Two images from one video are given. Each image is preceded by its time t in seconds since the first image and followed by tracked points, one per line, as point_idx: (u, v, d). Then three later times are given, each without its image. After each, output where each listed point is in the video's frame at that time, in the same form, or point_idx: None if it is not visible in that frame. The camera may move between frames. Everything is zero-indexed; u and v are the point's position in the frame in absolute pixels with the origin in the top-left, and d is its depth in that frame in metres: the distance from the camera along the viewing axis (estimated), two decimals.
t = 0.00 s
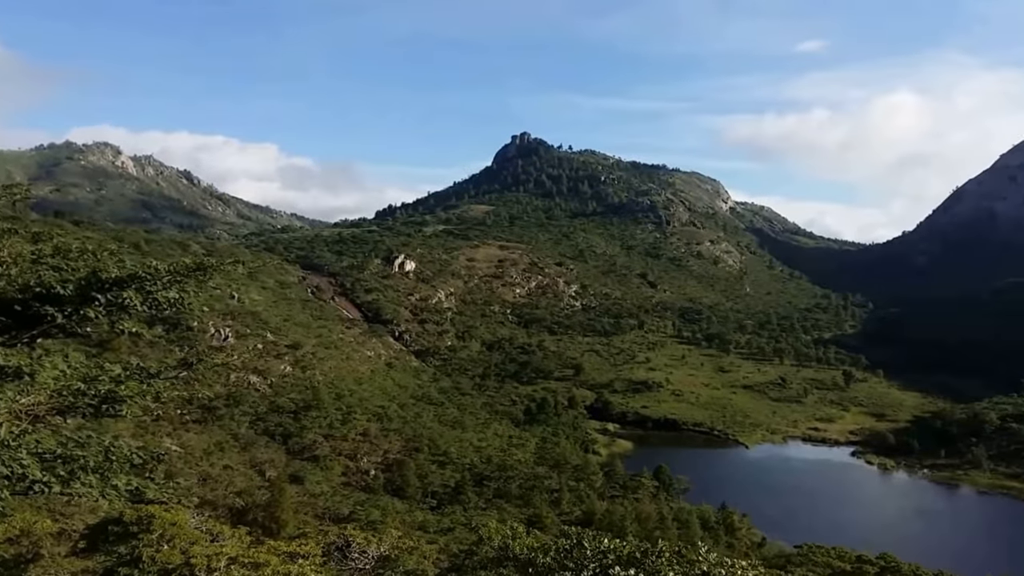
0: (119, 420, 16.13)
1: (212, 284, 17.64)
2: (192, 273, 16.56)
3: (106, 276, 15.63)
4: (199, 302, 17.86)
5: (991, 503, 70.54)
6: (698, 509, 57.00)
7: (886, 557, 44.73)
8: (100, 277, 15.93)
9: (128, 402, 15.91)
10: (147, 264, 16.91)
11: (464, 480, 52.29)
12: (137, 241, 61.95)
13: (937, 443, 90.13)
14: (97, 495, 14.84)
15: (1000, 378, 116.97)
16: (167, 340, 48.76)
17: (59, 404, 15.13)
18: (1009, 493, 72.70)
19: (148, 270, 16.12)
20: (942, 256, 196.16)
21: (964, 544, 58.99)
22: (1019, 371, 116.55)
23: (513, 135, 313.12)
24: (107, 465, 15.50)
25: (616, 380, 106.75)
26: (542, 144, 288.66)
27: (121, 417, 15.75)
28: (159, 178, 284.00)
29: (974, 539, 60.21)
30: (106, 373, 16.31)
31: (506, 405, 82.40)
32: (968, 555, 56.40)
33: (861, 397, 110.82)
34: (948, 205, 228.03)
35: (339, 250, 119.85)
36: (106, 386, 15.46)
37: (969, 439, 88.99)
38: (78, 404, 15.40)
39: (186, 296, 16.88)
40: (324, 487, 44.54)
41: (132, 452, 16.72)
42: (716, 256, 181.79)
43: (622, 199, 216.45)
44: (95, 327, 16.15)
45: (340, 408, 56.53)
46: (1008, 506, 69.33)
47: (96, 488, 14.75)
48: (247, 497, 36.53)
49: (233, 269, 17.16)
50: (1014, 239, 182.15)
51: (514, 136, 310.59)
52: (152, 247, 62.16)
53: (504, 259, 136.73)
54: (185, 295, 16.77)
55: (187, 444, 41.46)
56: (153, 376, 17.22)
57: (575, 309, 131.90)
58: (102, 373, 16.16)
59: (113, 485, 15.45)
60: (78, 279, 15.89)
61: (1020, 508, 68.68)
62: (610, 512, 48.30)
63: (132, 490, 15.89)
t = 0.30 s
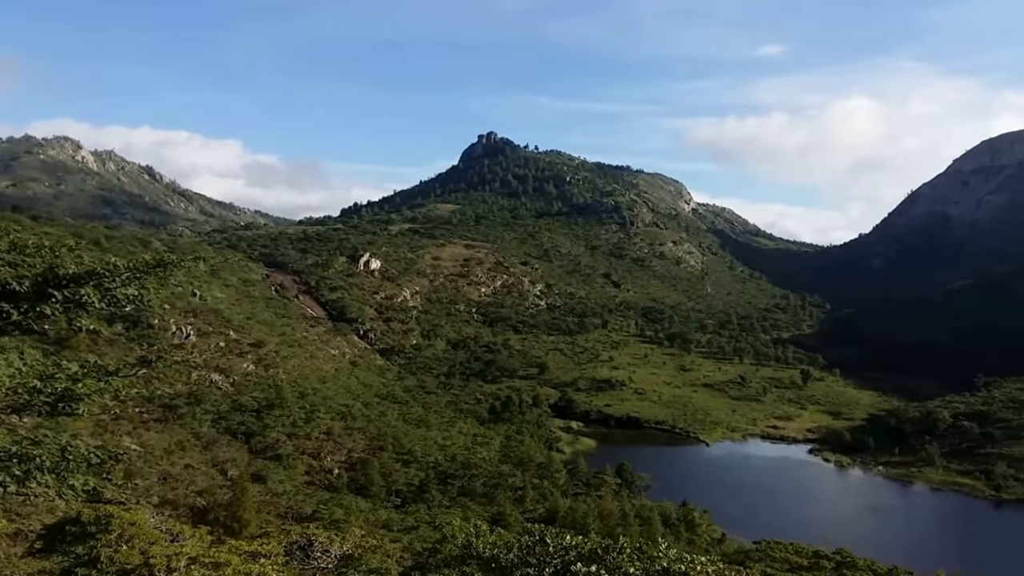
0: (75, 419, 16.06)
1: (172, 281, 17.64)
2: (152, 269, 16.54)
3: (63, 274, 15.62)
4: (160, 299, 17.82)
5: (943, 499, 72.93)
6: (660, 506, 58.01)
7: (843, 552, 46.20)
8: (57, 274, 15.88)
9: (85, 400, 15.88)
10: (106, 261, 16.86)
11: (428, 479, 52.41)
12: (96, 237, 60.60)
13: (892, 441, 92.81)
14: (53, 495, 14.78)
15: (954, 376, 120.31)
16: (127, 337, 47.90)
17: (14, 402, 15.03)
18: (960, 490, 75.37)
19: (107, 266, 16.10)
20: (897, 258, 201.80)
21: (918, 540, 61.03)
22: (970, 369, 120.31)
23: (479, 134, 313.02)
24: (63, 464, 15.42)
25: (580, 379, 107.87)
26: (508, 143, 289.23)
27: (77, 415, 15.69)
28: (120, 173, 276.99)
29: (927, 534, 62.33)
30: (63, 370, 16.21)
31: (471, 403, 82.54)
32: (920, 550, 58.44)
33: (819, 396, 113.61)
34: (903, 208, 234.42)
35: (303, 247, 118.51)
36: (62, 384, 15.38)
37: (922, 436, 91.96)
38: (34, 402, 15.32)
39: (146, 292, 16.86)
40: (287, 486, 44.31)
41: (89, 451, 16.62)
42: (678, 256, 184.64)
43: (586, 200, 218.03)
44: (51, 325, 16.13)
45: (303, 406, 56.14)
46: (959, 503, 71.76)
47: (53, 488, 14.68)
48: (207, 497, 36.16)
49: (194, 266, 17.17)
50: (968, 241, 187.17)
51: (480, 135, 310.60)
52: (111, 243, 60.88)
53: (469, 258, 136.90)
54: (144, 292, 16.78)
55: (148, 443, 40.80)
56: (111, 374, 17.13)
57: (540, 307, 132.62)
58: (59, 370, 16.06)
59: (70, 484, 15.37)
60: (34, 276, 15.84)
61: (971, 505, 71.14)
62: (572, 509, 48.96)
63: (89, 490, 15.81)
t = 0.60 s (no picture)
0: (29, 417, 16.09)
1: (130, 280, 17.69)
2: (110, 266, 16.59)
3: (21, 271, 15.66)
4: (117, 296, 17.86)
5: (897, 495, 75.13)
6: (622, 503, 59.11)
7: (800, 549, 47.52)
8: (13, 271, 15.92)
9: (41, 398, 15.98)
10: (63, 259, 16.86)
11: (391, 478, 52.49)
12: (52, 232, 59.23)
13: (849, 439, 94.97)
14: (10, 493, 14.86)
15: (911, 374, 123.66)
16: (85, 335, 47.05)
17: None
18: (918, 488, 76.71)
19: (65, 265, 16.18)
20: (852, 259, 207.25)
21: (873, 536, 62.91)
22: (926, 368, 123.44)
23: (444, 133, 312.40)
24: (19, 462, 15.44)
25: (544, 378, 108.79)
26: (473, 142, 289.37)
27: (33, 413, 15.73)
28: (78, 168, 269.74)
29: (882, 530, 64.29)
30: (19, 367, 16.21)
31: (435, 402, 82.62)
32: (874, 546, 60.30)
33: (778, 395, 116.32)
34: (862, 210, 239.90)
35: (266, 245, 117.03)
36: (19, 382, 15.46)
37: (878, 434, 93.90)
38: None
39: (105, 288, 16.93)
40: (249, 485, 44.08)
41: (46, 451, 16.64)
42: (641, 256, 187.07)
43: (550, 199, 219.16)
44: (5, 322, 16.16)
45: (265, 404, 55.76)
46: (913, 498, 73.96)
47: (11, 485, 14.80)
48: (169, 496, 35.96)
49: (153, 264, 17.24)
50: (925, 243, 192.17)
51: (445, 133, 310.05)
52: (68, 238, 59.55)
53: (433, 256, 136.84)
54: (102, 290, 16.83)
55: (107, 441, 40.18)
56: (68, 373, 17.15)
57: (504, 306, 133.17)
58: (17, 368, 16.06)
59: (26, 484, 15.37)
60: None
61: (924, 499, 73.31)
62: (535, 507, 49.58)
63: (46, 489, 15.87)
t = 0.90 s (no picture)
0: None
1: (89, 276, 17.66)
2: (68, 263, 16.52)
3: None
4: (75, 293, 17.82)
5: (853, 493, 77.37)
6: (584, 501, 59.99)
7: (760, 546, 48.88)
8: None
9: None
10: (22, 256, 16.79)
11: (354, 477, 52.44)
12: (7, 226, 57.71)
13: (808, 437, 97.31)
14: None
15: (868, 374, 127.10)
16: (43, 332, 46.07)
17: None
18: (875, 486, 78.97)
19: (22, 264, 16.15)
20: (811, 261, 212.30)
21: (830, 533, 64.85)
22: (882, 367, 126.97)
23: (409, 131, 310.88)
24: None
25: (507, 376, 109.42)
26: (438, 141, 288.65)
27: None
28: (36, 163, 262.00)
29: (838, 528, 66.28)
30: None
31: (399, 401, 82.52)
32: (831, 543, 62.19)
33: (738, 393, 118.82)
34: (822, 213, 245.41)
35: (228, 242, 115.27)
36: None
37: (836, 432, 96.32)
38: None
39: (63, 285, 16.95)
40: (210, 484, 43.70)
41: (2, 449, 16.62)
42: (604, 256, 188.98)
43: (515, 199, 219.78)
44: None
45: (227, 403, 55.24)
46: (868, 495, 76.27)
47: None
48: (128, 496, 35.57)
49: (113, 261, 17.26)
50: (880, 246, 197.84)
51: (410, 131, 308.57)
52: (23, 233, 58.06)
53: (398, 255, 136.35)
54: (61, 287, 16.82)
55: (65, 440, 39.47)
56: (26, 372, 17.16)
57: (468, 305, 133.45)
58: None
59: None
60: None
61: (878, 497, 75.67)
62: (498, 506, 50.06)
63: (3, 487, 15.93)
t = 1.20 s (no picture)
0: None
1: (48, 271, 17.63)
2: (29, 261, 16.54)
3: None
4: (33, 290, 17.79)
5: (811, 491, 79.47)
6: (547, 500, 60.64)
7: (719, 544, 50.13)
8: None
9: None
10: None
11: (317, 477, 52.20)
12: None
13: (768, 436, 99.44)
14: None
15: (827, 374, 130.36)
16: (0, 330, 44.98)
17: None
18: (833, 484, 81.27)
19: None
20: (772, 262, 216.85)
21: (787, 530, 66.70)
22: (839, 368, 130.35)
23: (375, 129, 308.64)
24: None
25: (472, 375, 109.74)
26: (403, 139, 287.19)
27: None
28: None
29: (795, 525, 68.17)
30: None
31: (362, 400, 82.16)
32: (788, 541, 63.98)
33: (699, 392, 120.88)
34: (783, 215, 250.42)
35: (190, 239, 113.29)
36: None
37: (795, 431, 98.56)
38: None
39: (20, 281, 16.93)
40: (171, 485, 43.15)
41: None
42: (569, 256, 190.30)
43: (480, 198, 219.77)
44: None
45: (188, 403, 54.58)
46: (824, 493, 78.35)
47: None
48: (87, 496, 34.98)
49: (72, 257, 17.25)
50: (836, 248, 203.07)
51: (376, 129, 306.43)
52: None
53: (363, 253, 135.49)
54: (19, 284, 16.78)
55: (21, 440, 38.64)
56: None
57: (433, 304, 133.36)
58: None
59: None
60: None
61: (834, 495, 77.77)
62: (462, 505, 50.30)
63: None
